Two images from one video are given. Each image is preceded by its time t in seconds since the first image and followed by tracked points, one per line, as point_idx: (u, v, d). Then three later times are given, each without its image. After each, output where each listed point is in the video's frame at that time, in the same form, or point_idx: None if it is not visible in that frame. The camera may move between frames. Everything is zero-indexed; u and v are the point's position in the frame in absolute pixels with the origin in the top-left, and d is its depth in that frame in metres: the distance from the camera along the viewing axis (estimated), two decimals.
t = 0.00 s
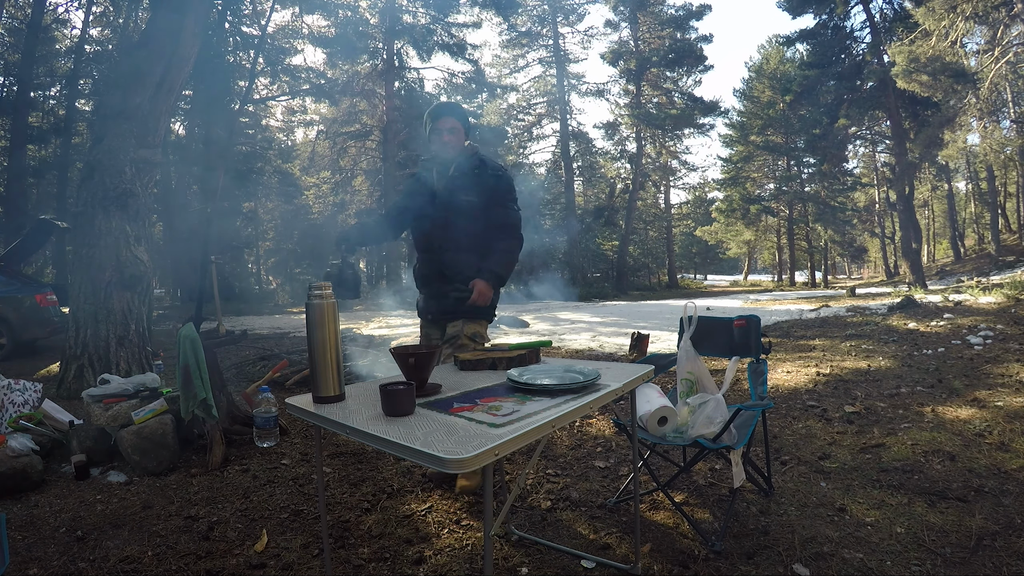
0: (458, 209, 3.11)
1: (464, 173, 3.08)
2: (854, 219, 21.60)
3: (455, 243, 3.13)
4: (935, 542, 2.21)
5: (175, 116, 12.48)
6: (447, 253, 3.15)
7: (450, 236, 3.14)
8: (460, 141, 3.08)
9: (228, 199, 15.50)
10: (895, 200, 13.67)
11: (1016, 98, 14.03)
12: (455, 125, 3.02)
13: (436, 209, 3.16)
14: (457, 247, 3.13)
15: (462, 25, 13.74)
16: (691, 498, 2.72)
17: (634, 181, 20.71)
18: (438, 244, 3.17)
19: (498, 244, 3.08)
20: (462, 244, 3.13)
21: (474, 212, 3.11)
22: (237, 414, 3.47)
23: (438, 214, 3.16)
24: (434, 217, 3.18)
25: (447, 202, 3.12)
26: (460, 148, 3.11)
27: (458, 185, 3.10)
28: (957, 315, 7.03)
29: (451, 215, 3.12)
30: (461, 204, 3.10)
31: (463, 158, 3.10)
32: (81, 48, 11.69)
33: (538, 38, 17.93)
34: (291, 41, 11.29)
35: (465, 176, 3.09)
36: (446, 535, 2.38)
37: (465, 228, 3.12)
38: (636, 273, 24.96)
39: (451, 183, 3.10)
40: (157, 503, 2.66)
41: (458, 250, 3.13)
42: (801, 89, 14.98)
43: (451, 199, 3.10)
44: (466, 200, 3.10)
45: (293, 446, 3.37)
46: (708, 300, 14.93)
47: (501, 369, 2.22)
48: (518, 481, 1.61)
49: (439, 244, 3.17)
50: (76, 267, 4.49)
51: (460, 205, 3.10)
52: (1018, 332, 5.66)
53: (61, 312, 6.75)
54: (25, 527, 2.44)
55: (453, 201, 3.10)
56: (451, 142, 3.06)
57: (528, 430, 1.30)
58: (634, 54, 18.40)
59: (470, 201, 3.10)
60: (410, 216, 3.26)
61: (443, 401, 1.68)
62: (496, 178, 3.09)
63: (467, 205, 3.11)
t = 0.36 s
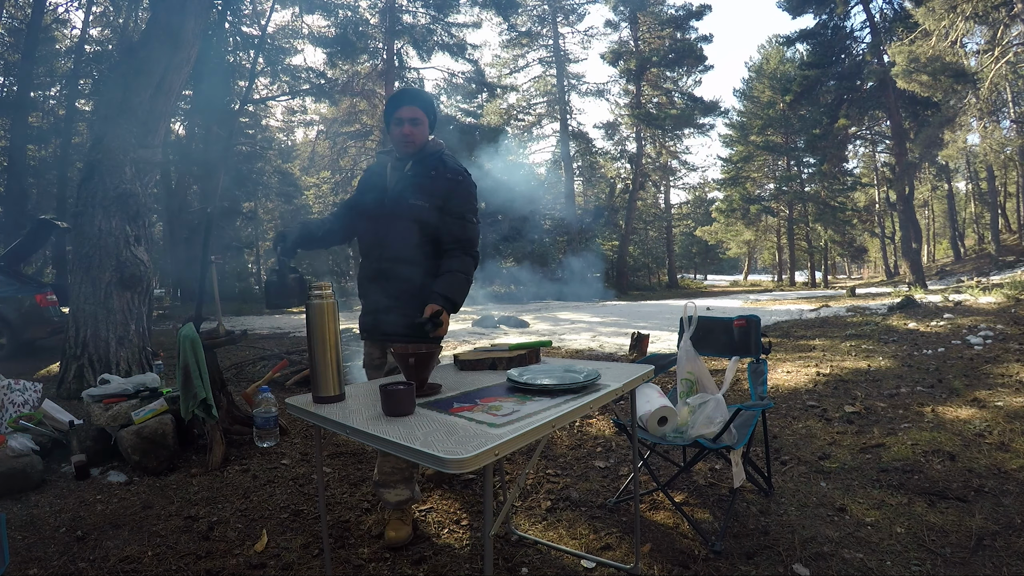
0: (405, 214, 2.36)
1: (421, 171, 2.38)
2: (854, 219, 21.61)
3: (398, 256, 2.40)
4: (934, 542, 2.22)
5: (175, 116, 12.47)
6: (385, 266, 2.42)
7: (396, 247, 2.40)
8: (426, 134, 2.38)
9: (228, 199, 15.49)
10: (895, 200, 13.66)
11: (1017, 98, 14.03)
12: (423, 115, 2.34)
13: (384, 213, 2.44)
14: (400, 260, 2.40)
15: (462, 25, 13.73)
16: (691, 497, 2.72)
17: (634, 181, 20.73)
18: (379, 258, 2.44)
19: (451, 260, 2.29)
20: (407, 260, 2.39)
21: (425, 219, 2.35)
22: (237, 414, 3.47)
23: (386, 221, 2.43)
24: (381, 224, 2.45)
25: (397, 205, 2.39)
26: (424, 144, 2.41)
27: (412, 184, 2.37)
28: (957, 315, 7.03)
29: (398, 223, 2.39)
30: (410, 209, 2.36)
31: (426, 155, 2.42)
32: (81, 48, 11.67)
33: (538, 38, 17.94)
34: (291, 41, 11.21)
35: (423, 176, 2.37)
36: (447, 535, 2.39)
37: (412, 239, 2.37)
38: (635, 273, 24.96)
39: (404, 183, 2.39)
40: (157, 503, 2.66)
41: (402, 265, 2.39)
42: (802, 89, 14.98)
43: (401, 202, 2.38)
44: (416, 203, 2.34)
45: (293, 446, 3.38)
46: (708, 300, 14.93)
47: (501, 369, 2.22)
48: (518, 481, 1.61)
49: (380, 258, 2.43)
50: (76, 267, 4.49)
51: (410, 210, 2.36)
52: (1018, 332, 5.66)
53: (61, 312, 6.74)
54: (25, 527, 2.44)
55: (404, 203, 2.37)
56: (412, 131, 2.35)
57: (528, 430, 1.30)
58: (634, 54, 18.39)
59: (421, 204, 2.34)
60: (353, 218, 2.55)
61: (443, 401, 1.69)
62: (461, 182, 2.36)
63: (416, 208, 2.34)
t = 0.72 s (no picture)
0: (358, 204, 2.30)
1: (377, 159, 2.32)
2: (854, 219, 21.59)
3: (351, 247, 2.33)
4: (934, 542, 2.21)
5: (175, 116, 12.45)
6: (340, 254, 2.34)
7: (346, 239, 2.33)
8: (383, 118, 2.34)
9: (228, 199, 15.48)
10: (895, 200, 13.65)
11: (1017, 97, 14.03)
12: (380, 98, 2.30)
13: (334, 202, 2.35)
14: (354, 251, 2.33)
15: (462, 25, 13.72)
16: (691, 497, 2.72)
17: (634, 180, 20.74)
18: (330, 250, 2.35)
19: (412, 254, 2.26)
20: (359, 250, 2.33)
21: (381, 211, 2.32)
22: (237, 415, 3.47)
23: (336, 210, 2.34)
24: (330, 212, 2.36)
25: (349, 194, 2.31)
26: (378, 128, 2.36)
27: (367, 171, 2.32)
28: (957, 315, 7.02)
29: (351, 212, 2.32)
30: (366, 199, 2.31)
31: (378, 142, 2.37)
32: (81, 47, 11.66)
33: (538, 38, 17.95)
34: (291, 41, 11.12)
35: (377, 163, 2.32)
36: (447, 535, 2.39)
37: (365, 229, 2.32)
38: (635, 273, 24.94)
39: (356, 169, 2.32)
40: (156, 503, 2.66)
41: (355, 256, 2.33)
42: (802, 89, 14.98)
43: (353, 191, 2.32)
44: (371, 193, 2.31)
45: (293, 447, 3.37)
46: (708, 300, 14.92)
47: (501, 369, 2.23)
48: (518, 481, 1.61)
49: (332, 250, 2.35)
50: (76, 267, 4.49)
51: (364, 200, 2.31)
52: (1019, 332, 5.66)
53: (61, 312, 6.73)
54: (25, 527, 2.44)
55: (356, 191, 2.31)
56: (369, 115, 2.30)
57: (529, 429, 1.31)
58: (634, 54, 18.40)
59: (377, 194, 2.31)
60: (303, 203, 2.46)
61: (443, 400, 1.69)
62: (418, 172, 2.35)
63: (372, 198, 2.31)
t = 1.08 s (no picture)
0: (297, 198, 2.02)
1: (318, 150, 2.06)
2: (853, 219, 21.59)
3: (286, 245, 2.02)
4: (935, 542, 2.22)
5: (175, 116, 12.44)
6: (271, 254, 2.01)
7: (281, 235, 2.01)
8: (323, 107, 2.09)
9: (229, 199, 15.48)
10: (894, 200, 13.66)
11: (1017, 97, 14.04)
12: (324, 86, 2.06)
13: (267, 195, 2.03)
14: (290, 249, 2.02)
15: (462, 25, 13.73)
16: (691, 497, 2.72)
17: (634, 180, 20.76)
18: (260, 248, 2.01)
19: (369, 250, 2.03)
20: (295, 249, 2.02)
21: (322, 206, 2.05)
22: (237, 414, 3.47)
23: (270, 205, 2.03)
24: (263, 207, 2.03)
25: (287, 186, 2.02)
26: (314, 120, 2.11)
27: (308, 161, 2.04)
28: (957, 315, 7.02)
29: (287, 206, 2.02)
30: (307, 192, 2.03)
31: (317, 132, 2.12)
32: (81, 47, 11.65)
33: (538, 38, 17.95)
34: (291, 41, 11.10)
35: (318, 155, 2.06)
36: (447, 535, 2.38)
37: (304, 227, 2.03)
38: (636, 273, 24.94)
39: (293, 159, 2.04)
40: (157, 503, 2.66)
41: (291, 255, 2.02)
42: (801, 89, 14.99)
43: (291, 183, 2.02)
44: (313, 186, 2.03)
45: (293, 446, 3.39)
46: (708, 300, 14.93)
47: (500, 369, 2.23)
48: (518, 481, 1.61)
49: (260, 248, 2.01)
50: (76, 266, 4.50)
51: (305, 193, 2.02)
52: (1019, 331, 5.66)
53: (61, 313, 6.72)
54: (25, 527, 2.44)
55: (295, 183, 2.02)
56: (310, 103, 2.03)
57: (528, 429, 1.30)
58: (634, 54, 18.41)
59: (320, 187, 2.04)
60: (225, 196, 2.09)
61: (443, 400, 1.69)
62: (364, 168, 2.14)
63: (315, 191, 2.03)
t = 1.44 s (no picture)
0: (272, 197, 1.77)
1: (295, 145, 1.82)
2: (853, 219, 21.60)
3: (264, 248, 1.76)
4: (934, 542, 2.22)
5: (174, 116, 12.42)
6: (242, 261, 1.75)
7: (258, 238, 1.75)
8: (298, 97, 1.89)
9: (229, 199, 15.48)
10: (895, 200, 13.64)
11: (1017, 97, 14.02)
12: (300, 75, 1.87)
13: (239, 192, 1.78)
14: (269, 254, 1.76)
15: (462, 25, 13.72)
16: (691, 497, 2.72)
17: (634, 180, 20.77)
18: (233, 253, 1.75)
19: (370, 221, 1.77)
20: (273, 254, 1.77)
21: (303, 205, 1.81)
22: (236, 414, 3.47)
23: (244, 204, 1.77)
24: (236, 207, 1.77)
25: (261, 184, 1.77)
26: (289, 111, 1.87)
27: (286, 154, 1.80)
28: (957, 315, 7.02)
29: (262, 206, 1.76)
30: (286, 189, 1.79)
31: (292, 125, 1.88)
32: (81, 47, 11.65)
33: (538, 38, 17.95)
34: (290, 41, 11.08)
35: (295, 149, 1.82)
36: (446, 535, 2.38)
37: (283, 227, 1.78)
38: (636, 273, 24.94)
39: (268, 155, 1.79)
40: (157, 502, 2.66)
41: (269, 260, 1.76)
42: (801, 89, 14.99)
43: (268, 180, 1.78)
44: (292, 182, 1.79)
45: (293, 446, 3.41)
46: (708, 300, 14.93)
47: (501, 369, 2.23)
48: (518, 480, 1.61)
49: (235, 252, 1.74)
50: (77, 266, 4.50)
51: (283, 190, 1.78)
52: (1019, 332, 5.66)
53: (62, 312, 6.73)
54: (25, 527, 2.44)
55: (271, 179, 1.78)
56: (287, 93, 1.85)
57: (528, 429, 1.31)
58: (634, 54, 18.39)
59: (299, 184, 1.80)
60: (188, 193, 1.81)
61: (443, 401, 1.68)
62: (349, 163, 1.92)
63: (294, 188, 1.79)
